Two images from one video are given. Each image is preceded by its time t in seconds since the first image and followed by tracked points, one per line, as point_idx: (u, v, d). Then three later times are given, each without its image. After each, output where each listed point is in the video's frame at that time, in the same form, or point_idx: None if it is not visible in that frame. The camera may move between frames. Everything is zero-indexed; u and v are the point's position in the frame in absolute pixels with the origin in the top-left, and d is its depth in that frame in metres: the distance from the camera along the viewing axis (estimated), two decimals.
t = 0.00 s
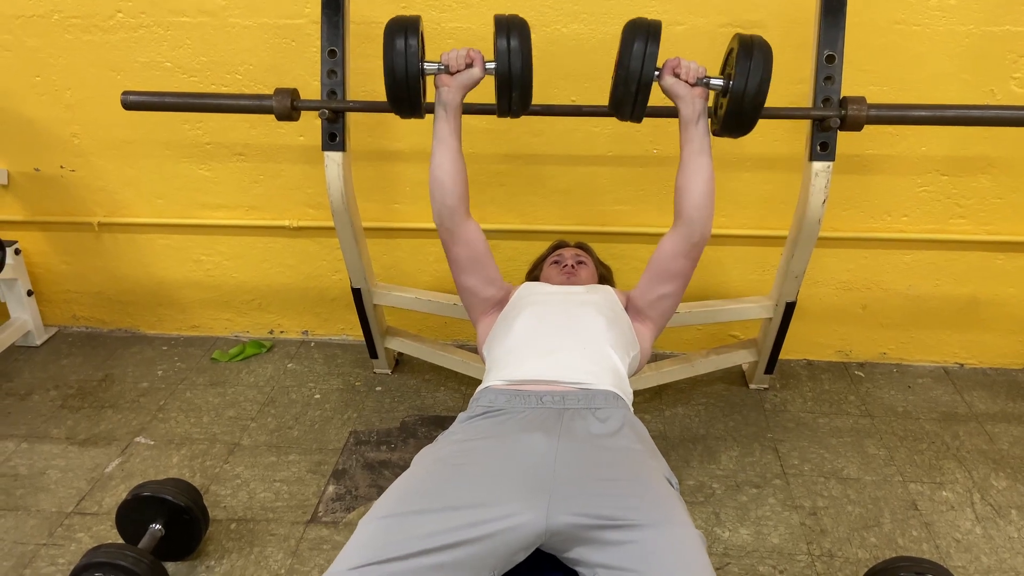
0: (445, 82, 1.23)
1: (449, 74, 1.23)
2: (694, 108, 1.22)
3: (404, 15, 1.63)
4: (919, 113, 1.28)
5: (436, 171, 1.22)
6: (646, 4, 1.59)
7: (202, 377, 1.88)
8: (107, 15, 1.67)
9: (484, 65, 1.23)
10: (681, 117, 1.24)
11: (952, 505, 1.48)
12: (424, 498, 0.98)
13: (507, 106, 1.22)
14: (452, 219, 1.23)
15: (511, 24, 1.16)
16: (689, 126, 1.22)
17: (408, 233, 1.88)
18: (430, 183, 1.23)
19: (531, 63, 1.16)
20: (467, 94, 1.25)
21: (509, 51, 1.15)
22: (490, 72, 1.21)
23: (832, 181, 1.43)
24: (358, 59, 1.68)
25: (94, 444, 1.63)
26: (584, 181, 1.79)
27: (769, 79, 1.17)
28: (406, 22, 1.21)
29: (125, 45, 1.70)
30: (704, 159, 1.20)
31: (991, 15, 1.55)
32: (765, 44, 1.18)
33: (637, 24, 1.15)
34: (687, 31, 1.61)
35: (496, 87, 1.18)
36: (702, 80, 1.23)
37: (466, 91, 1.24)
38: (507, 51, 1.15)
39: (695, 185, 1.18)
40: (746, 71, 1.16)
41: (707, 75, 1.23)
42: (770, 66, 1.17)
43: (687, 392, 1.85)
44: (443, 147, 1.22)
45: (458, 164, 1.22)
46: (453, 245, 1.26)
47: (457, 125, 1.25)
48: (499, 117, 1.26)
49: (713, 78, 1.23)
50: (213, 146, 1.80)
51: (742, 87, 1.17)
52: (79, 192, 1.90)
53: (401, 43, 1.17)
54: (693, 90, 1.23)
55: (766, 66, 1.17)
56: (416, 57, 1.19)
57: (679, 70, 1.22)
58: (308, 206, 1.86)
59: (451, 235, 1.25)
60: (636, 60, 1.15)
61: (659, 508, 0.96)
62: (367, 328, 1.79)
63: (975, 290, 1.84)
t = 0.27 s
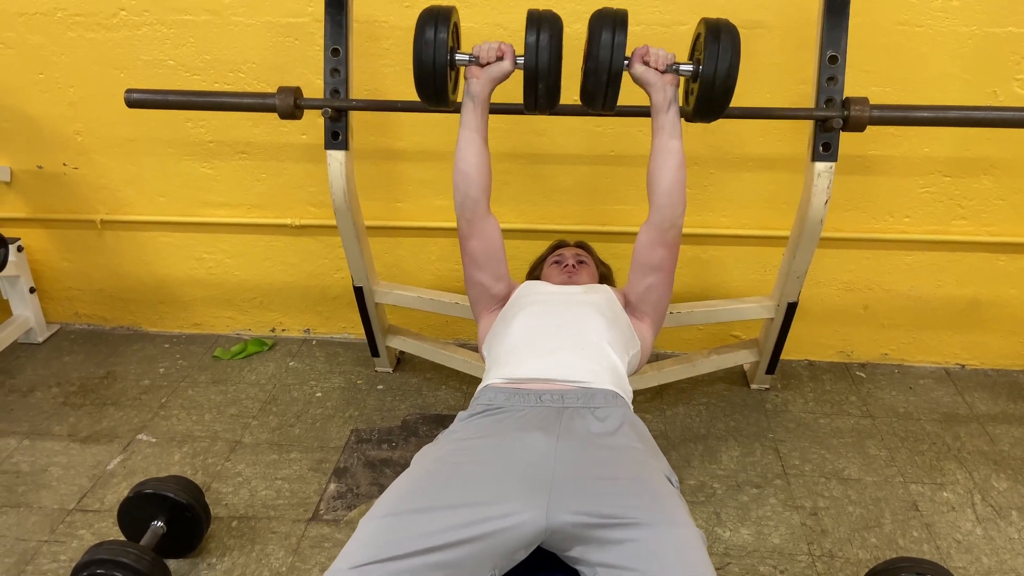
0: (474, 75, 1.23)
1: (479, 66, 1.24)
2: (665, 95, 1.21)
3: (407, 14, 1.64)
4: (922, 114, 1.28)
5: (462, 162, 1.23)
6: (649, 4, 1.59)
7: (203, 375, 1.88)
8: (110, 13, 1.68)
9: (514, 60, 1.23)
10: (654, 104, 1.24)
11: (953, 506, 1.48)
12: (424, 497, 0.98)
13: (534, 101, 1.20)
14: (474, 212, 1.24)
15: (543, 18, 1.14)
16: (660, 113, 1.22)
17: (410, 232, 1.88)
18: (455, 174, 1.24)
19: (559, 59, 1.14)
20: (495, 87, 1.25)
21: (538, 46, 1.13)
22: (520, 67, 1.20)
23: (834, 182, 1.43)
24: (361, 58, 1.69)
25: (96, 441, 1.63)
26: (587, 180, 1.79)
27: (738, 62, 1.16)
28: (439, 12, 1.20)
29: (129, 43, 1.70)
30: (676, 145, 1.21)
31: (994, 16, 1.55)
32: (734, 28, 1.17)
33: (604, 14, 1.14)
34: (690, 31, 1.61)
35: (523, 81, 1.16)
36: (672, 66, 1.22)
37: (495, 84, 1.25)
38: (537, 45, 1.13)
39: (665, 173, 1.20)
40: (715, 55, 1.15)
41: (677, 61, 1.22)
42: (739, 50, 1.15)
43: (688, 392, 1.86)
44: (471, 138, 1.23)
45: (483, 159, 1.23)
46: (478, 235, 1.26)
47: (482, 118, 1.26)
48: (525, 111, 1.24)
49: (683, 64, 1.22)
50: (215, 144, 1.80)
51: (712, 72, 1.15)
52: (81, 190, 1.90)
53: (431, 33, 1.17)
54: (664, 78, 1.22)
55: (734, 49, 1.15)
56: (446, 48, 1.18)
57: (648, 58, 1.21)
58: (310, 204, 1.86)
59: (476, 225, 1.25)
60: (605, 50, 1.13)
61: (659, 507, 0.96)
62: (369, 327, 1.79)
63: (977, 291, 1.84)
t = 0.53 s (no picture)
0: (482, 77, 1.24)
1: (487, 69, 1.25)
2: (668, 98, 1.23)
3: (409, 12, 1.64)
4: (923, 114, 1.28)
5: (462, 160, 1.23)
6: (652, 3, 1.59)
7: (204, 373, 1.88)
8: (113, 11, 1.68)
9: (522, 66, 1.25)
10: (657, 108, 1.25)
11: (953, 506, 1.48)
12: (424, 494, 0.98)
13: (539, 109, 1.22)
14: (471, 211, 1.23)
15: (557, 28, 1.17)
16: (664, 116, 1.23)
17: (411, 230, 1.89)
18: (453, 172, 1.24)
19: (570, 70, 1.17)
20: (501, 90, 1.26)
21: (551, 55, 1.15)
22: (527, 73, 1.23)
23: (836, 182, 1.43)
24: (363, 56, 1.69)
25: (97, 438, 1.63)
26: (588, 179, 1.79)
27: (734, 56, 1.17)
28: (454, 10, 1.20)
29: (131, 40, 1.71)
30: (683, 146, 1.21)
31: (996, 17, 1.55)
32: (727, 26, 1.19)
33: (596, 29, 1.18)
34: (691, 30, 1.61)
35: (532, 88, 1.18)
36: (670, 70, 1.24)
37: (501, 88, 1.26)
38: (549, 55, 1.15)
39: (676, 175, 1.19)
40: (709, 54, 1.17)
41: (675, 64, 1.24)
42: (733, 46, 1.17)
43: (688, 391, 1.86)
44: (472, 137, 1.23)
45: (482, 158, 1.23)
46: (475, 234, 1.26)
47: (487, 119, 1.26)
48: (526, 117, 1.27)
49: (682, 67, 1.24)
50: (217, 142, 1.80)
51: (708, 69, 1.17)
52: (83, 187, 1.90)
53: (446, 32, 1.17)
54: (663, 82, 1.24)
55: (728, 45, 1.17)
56: (459, 47, 1.19)
57: (647, 63, 1.23)
58: (311, 203, 1.86)
59: (473, 225, 1.25)
60: (598, 63, 1.16)
61: (659, 505, 0.96)
62: (369, 325, 1.79)
63: (978, 292, 1.85)
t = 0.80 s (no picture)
0: (455, 102, 1.23)
1: (461, 94, 1.23)
2: (706, 129, 1.22)
3: (410, 9, 1.64)
4: (924, 112, 1.28)
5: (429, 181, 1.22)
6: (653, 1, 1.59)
7: (204, 370, 1.88)
8: (113, 7, 1.68)
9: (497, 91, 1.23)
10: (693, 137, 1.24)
11: (953, 505, 1.48)
12: (427, 486, 0.98)
13: (513, 135, 1.23)
14: (436, 233, 1.23)
15: (531, 55, 1.18)
16: (702, 146, 1.22)
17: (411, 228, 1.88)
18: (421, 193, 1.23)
19: (544, 98, 1.19)
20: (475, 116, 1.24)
21: (525, 83, 1.17)
22: (501, 100, 1.22)
23: (836, 180, 1.43)
24: (363, 53, 1.68)
25: (96, 435, 1.63)
26: (588, 177, 1.79)
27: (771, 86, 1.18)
28: (427, 35, 1.20)
29: (131, 37, 1.70)
30: (722, 176, 1.19)
31: (997, 15, 1.55)
32: (763, 56, 1.20)
33: (633, 61, 1.20)
34: (692, 28, 1.61)
35: (506, 115, 1.19)
36: (708, 100, 1.23)
37: (475, 113, 1.24)
38: (523, 82, 1.17)
39: (714, 205, 1.18)
40: (747, 85, 1.18)
41: (712, 94, 1.24)
42: (771, 76, 1.18)
43: (688, 389, 1.86)
44: (440, 159, 1.22)
45: (447, 180, 1.21)
46: (448, 253, 1.26)
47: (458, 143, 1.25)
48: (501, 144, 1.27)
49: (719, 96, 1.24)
50: (217, 139, 1.80)
51: (747, 100, 1.18)
52: (83, 184, 1.90)
53: (420, 57, 1.18)
54: (701, 113, 1.24)
55: (766, 75, 1.18)
56: (434, 73, 1.19)
57: (685, 94, 1.23)
58: (312, 200, 1.86)
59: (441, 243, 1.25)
60: (636, 94, 1.17)
61: (661, 502, 0.96)
62: (369, 322, 1.79)
63: (978, 291, 1.84)
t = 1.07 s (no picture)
0: (411, 167, 1.27)
1: (417, 158, 1.27)
2: (747, 194, 1.24)
3: (410, 5, 1.63)
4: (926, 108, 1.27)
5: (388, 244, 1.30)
6: None
7: (203, 366, 1.88)
8: (112, 2, 1.67)
9: (451, 153, 1.26)
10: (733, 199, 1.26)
11: (953, 502, 1.48)
12: (425, 482, 0.98)
13: (469, 197, 1.25)
14: (397, 290, 1.33)
15: (482, 118, 1.23)
16: (741, 210, 1.24)
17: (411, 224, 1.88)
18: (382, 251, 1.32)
19: (497, 158, 1.22)
20: (433, 178, 1.28)
21: (478, 143, 1.21)
22: (456, 161, 1.26)
23: (838, 176, 1.42)
24: (363, 49, 1.68)
25: (96, 431, 1.63)
26: (588, 173, 1.78)
27: (815, 157, 1.18)
28: (380, 106, 1.25)
29: (130, 32, 1.70)
30: (762, 244, 1.23)
31: (999, 11, 1.55)
32: (809, 125, 1.20)
33: (679, 123, 1.22)
34: (693, 24, 1.60)
35: (461, 176, 1.23)
36: (752, 164, 1.23)
37: (432, 176, 1.28)
38: (476, 143, 1.21)
39: (755, 272, 1.23)
40: (791, 153, 1.19)
41: (756, 158, 1.24)
42: (815, 146, 1.18)
43: (689, 386, 1.85)
44: (397, 224, 1.29)
45: (402, 246, 1.29)
46: (423, 295, 1.36)
47: (416, 206, 1.30)
48: (462, 205, 1.29)
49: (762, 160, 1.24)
50: (217, 134, 1.80)
51: (789, 168, 1.19)
52: (82, 180, 1.89)
53: (373, 125, 1.21)
54: (743, 176, 1.24)
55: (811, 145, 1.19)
56: (387, 141, 1.22)
57: (727, 157, 1.23)
58: (311, 196, 1.86)
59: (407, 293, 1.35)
60: (680, 155, 1.20)
61: (660, 502, 0.96)
62: (369, 319, 1.78)
63: (979, 288, 1.84)
